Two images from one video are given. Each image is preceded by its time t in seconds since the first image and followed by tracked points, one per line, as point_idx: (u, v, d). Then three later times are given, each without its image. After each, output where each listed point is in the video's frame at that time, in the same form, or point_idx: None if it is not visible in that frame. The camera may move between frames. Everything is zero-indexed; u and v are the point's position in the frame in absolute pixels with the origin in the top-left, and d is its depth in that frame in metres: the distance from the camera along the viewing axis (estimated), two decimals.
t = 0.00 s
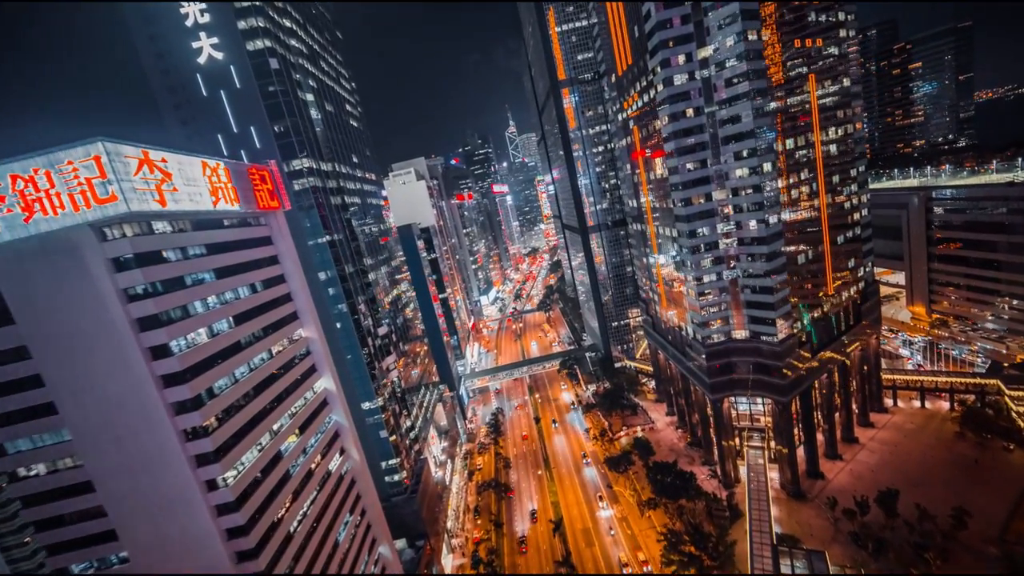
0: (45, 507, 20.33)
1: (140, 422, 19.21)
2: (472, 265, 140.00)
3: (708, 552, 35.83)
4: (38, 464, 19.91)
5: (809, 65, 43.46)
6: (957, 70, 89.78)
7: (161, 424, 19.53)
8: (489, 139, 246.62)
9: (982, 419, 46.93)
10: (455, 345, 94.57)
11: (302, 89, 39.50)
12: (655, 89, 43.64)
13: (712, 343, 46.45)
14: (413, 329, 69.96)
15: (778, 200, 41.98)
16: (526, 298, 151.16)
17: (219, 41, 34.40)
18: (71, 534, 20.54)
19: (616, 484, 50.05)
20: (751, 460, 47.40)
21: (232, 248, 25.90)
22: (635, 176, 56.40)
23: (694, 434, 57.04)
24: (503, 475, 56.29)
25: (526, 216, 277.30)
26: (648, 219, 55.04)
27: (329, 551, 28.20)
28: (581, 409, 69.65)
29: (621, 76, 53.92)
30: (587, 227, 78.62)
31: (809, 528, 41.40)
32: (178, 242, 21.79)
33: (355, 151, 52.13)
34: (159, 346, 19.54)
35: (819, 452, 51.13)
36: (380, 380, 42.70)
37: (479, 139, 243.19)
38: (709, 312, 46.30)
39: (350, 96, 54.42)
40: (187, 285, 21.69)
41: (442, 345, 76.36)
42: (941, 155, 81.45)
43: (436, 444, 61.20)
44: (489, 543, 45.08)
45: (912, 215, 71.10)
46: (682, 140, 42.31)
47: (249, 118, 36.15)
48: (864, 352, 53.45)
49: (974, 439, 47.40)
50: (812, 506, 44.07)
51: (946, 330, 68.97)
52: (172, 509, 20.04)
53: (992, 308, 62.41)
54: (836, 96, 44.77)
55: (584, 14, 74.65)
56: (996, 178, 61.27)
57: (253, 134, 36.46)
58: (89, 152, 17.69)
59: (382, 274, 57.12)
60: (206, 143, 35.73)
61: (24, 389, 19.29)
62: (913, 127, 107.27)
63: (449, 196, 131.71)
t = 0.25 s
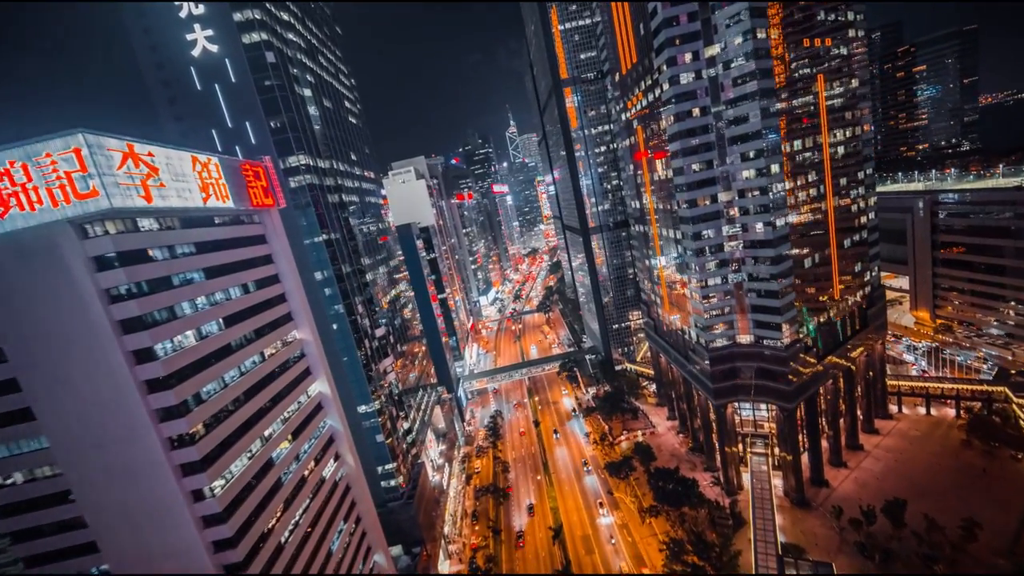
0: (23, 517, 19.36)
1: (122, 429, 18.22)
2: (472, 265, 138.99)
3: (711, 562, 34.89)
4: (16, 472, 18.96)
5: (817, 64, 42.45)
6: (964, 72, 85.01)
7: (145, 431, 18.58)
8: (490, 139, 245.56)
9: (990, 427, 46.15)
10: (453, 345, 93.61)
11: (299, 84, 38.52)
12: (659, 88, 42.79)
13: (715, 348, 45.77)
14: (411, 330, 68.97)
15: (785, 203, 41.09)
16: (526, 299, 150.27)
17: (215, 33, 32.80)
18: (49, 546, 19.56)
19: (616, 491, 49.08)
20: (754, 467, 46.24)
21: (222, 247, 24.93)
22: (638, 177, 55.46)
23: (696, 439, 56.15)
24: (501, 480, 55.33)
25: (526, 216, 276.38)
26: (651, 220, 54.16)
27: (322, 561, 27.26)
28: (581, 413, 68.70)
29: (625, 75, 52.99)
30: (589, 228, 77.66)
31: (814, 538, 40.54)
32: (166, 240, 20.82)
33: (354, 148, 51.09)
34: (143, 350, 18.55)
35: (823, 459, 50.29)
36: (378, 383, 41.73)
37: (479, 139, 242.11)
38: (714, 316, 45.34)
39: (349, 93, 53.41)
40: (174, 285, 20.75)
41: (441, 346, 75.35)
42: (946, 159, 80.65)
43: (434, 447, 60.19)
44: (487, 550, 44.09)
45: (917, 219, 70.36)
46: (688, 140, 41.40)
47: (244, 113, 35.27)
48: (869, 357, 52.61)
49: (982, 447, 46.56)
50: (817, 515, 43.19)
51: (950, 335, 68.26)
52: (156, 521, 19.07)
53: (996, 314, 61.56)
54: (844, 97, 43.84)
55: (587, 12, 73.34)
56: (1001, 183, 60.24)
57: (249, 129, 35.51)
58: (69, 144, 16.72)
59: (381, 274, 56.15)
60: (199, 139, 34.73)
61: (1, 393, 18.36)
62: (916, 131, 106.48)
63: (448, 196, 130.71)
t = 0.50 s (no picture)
0: None
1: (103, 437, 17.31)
2: (471, 265, 138.07)
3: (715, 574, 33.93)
4: None
5: (828, 64, 41.44)
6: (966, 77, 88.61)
7: (127, 439, 17.63)
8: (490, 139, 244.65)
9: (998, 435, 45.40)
10: (452, 346, 92.66)
11: (297, 78, 37.50)
12: (666, 86, 41.92)
13: (719, 353, 45.03)
14: (410, 330, 68.01)
15: (793, 205, 40.20)
16: (525, 300, 149.43)
17: (209, 25, 32.84)
18: (26, 559, 18.59)
19: (617, 497, 48.14)
20: (757, 474, 46.69)
21: (212, 246, 23.96)
22: (642, 178, 54.60)
23: (698, 445, 55.26)
24: (500, 485, 54.39)
25: (526, 217, 275.56)
26: (654, 222, 53.25)
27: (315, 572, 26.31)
28: (581, 416, 67.86)
29: (629, 73, 52.11)
30: (590, 229, 76.80)
31: (819, 548, 39.69)
32: (152, 238, 19.88)
33: (353, 146, 50.15)
34: (126, 354, 17.60)
35: (828, 466, 49.46)
36: (375, 386, 40.74)
37: (480, 138, 241.23)
38: (719, 320, 44.45)
39: (349, 89, 52.48)
40: (160, 286, 19.79)
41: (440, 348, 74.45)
42: (951, 162, 79.95)
43: (431, 450, 59.21)
44: (484, 558, 43.05)
45: (922, 223, 69.55)
46: (694, 140, 40.51)
47: (239, 108, 34.10)
48: (875, 363, 51.81)
49: (990, 456, 45.77)
50: (822, 524, 42.33)
51: (955, 340, 67.40)
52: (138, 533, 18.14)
53: (1001, 319, 60.51)
54: (853, 97, 43.05)
55: (591, 11, 72.43)
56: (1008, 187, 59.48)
57: (244, 124, 34.50)
58: (48, 135, 15.82)
59: (380, 274, 55.21)
60: (193, 134, 33.77)
61: None
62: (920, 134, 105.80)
63: (448, 195, 129.78)
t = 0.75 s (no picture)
0: None
1: (81, 446, 16.36)
2: (470, 265, 137.19)
3: None
4: None
5: (838, 64, 40.54)
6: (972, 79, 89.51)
7: (106, 450, 16.65)
8: (490, 139, 243.79)
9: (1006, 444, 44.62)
10: (450, 347, 91.76)
11: (294, 73, 36.62)
12: (672, 85, 41.02)
13: (725, 357, 44.07)
14: (408, 331, 67.05)
15: (802, 207, 39.28)
16: (525, 301, 148.65)
17: (203, 15, 31.50)
18: None
19: (617, 504, 47.17)
20: (761, 481, 45.60)
21: (202, 245, 23.03)
22: (645, 179, 53.71)
23: (700, 450, 54.46)
24: (498, 490, 53.49)
25: (525, 217, 274.84)
26: (658, 224, 52.36)
27: None
28: (581, 420, 67.01)
29: (634, 72, 51.24)
30: (592, 230, 75.93)
31: (825, 558, 38.84)
32: (137, 236, 18.91)
33: (352, 144, 49.20)
34: (106, 359, 16.57)
35: (833, 473, 48.63)
36: (372, 389, 39.79)
37: (480, 138, 240.25)
38: (723, 324, 43.58)
39: (348, 86, 51.51)
40: (145, 287, 18.78)
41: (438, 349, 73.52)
42: (956, 166, 79.16)
43: (429, 454, 58.28)
44: (481, 564, 41.74)
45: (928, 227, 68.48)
46: (701, 139, 39.61)
47: (233, 102, 33.14)
48: (881, 369, 51.01)
49: (997, 465, 44.99)
50: (827, 533, 41.50)
51: (959, 346, 66.18)
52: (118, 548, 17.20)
53: (1006, 325, 59.95)
54: (862, 99, 42.23)
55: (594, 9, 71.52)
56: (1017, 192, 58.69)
57: (238, 120, 33.51)
58: (22, 126, 14.84)
59: (378, 274, 54.26)
60: (187, 129, 32.80)
61: None
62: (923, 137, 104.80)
63: (448, 195, 128.87)
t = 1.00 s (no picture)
0: None
1: (52, 458, 15.40)
2: (470, 265, 136.11)
3: None
4: None
5: (849, 64, 39.52)
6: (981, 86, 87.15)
7: (79, 462, 15.61)
8: (491, 139, 242.79)
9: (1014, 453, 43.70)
10: (449, 349, 90.64)
11: (291, 67, 35.51)
12: (678, 84, 40.02)
13: (729, 363, 42.93)
14: (406, 332, 65.91)
15: (812, 211, 38.25)
16: (524, 302, 147.64)
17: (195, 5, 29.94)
18: None
19: (618, 512, 46.11)
20: (766, 490, 44.28)
21: (188, 244, 22.03)
22: (649, 180, 52.71)
23: (702, 457, 53.50)
24: (497, 496, 52.39)
25: (525, 217, 273.79)
26: (662, 226, 51.36)
27: None
28: (580, 424, 65.97)
29: (639, 71, 50.25)
30: (594, 232, 74.89)
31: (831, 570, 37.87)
32: (117, 234, 17.92)
33: (350, 141, 48.07)
34: (82, 365, 15.59)
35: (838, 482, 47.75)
36: (368, 393, 38.69)
37: (481, 137, 239.10)
38: (729, 329, 42.59)
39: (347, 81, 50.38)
40: (124, 288, 17.78)
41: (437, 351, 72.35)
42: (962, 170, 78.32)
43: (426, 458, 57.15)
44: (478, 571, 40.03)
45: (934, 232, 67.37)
46: (708, 140, 38.61)
47: (226, 96, 32.07)
48: (887, 376, 50.09)
49: (1006, 475, 44.07)
50: (833, 545, 40.55)
51: (964, 353, 64.97)
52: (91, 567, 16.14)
53: (1011, 331, 59.01)
54: (872, 100, 41.32)
55: (598, 7, 70.39)
56: None
57: (232, 114, 32.38)
58: None
59: (376, 274, 53.13)
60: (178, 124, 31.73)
61: None
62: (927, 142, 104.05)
63: (448, 194, 127.77)
